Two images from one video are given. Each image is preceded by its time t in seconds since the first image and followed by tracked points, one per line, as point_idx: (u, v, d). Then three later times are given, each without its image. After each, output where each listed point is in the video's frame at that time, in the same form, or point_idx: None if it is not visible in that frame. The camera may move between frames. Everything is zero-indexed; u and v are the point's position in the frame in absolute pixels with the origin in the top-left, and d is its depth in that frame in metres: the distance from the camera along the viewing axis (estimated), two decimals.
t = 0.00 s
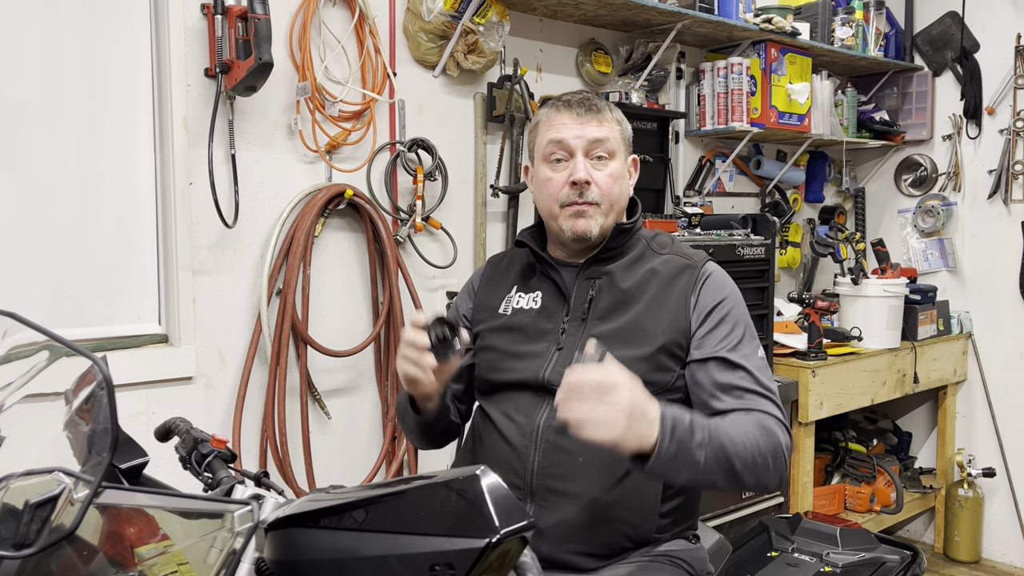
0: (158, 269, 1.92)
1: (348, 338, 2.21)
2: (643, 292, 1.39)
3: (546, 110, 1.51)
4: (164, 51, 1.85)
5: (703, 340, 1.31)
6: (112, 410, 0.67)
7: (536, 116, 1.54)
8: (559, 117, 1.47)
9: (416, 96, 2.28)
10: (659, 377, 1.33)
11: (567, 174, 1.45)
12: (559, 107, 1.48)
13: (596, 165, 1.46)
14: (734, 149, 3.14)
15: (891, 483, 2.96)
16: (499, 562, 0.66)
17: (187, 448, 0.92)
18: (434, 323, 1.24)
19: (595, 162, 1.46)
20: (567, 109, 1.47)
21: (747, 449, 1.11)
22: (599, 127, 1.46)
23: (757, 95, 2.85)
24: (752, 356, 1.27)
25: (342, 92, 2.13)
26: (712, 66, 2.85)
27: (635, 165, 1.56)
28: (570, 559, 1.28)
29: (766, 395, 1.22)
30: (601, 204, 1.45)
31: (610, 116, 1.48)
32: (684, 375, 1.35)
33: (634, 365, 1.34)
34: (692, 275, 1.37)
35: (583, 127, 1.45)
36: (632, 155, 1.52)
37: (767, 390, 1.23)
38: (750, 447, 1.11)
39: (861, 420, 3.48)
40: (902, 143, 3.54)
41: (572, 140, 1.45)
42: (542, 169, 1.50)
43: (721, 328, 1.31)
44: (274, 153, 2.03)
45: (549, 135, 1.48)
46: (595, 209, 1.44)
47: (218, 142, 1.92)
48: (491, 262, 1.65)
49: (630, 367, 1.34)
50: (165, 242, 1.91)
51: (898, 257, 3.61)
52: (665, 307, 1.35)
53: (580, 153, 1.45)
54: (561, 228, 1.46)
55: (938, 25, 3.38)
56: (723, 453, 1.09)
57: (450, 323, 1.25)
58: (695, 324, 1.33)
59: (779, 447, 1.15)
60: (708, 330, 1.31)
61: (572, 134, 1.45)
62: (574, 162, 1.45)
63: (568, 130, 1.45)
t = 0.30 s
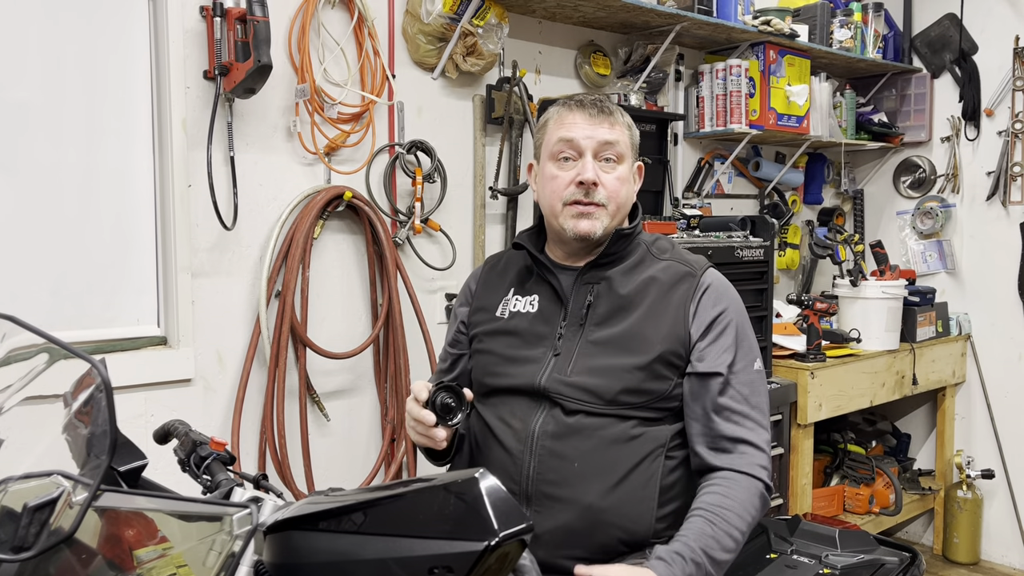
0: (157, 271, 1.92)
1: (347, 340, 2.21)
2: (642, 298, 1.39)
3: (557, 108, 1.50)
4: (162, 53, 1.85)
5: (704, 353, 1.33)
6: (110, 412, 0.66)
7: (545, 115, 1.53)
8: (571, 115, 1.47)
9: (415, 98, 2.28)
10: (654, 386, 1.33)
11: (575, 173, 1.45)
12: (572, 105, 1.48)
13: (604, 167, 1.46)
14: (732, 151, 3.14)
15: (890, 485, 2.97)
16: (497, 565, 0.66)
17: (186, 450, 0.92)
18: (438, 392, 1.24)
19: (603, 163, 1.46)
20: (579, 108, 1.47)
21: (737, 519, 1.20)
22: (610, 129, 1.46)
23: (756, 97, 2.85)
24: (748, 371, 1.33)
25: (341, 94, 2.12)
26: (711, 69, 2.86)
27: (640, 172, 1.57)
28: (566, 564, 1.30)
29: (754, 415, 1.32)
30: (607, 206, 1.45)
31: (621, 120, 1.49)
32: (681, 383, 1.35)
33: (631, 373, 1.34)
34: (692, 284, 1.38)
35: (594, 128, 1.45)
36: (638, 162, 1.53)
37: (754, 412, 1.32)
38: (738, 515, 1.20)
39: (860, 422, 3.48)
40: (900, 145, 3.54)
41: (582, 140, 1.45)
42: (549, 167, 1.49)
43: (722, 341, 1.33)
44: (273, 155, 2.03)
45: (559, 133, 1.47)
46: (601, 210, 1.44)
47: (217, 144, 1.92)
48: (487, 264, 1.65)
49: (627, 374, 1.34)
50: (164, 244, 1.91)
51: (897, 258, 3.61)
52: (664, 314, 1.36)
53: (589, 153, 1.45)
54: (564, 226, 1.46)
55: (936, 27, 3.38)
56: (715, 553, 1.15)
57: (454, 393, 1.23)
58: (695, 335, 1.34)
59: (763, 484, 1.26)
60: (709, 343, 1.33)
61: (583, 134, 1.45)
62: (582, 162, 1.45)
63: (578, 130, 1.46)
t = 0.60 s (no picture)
0: (156, 272, 1.92)
1: (346, 341, 2.20)
2: (643, 301, 1.39)
3: (559, 109, 1.50)
4: (161, 53, 1.85)
5: (706, 354, 1.33)
6: (107, 414, 0.66)
7: (546, 116, 1.53)
8: (573, 117, 1.47)
9: (413, 99, 2.28)
10: (657, 389, 1.33)
11: (577, 175, 1.44)
12: (574, 107, 1.47)
13: (606, 169, 1.45)
14: (731, 152, 3.14)
15: (889, 486, 2.97)
16: (496, 566, 0.66)
17: (184, 452, 0.91)
18: (433, 385, 1.22)
19: (605, 166, 1.45)
20: (582, 110, 1.47)
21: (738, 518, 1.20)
22: (612, 132, 1.46)
23: (755, 98, 2.85)
24: (749, 372, 1.33)
25: (339, 95, 2.12)
26: (710, 70, 2.86)
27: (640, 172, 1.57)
28: (567, 567, 1.29)
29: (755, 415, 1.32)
30: (608, 208, 1.44)
31: (623, 121, 1.49)
32: (682, 386, 1.35)
33: (633, 375, 1.33)
34: (693, 286, 1.38)
35: (597, 130, 1.45)
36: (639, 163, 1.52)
37: (755, 412, 1.32)
38: (738, 513, 1.21)
39: (859, 423, 3.48)
40: (899, 146, 3.54)
41: (585, 142, 1.44)
42: (550, 168, 1.49)
43: (723, 342, 1.33)
44: (272, 156, 2.02)
45: (561, 135, 1.47)
46: (602, 212, 1.44)
47: (215, 145, 1.92)
48: (487, 265, 1.65)
49: (628, 377, 1.34)
50: (162, 246, 1.90)
51: (895, 259, 3.61)
52: (666, 317, 1.36)
53: (591, 155, 1.44)
54: (566, 228, 1.45)
55: (935, 28, 3.38)
56: (715, 553, 1.16)
57: (450, 385, 1.22)
58: (696, 337, 1.34)
59: (763, 484, 1.27)
60: (710, 344, 1.33)
61: (586, 136, 1.44)
62: (584, 164, 1.45)
63: (580, 132, 1.45)
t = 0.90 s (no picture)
0: (154, 272, 1.92)
1: (345, 342, 2.20)
2: (643, 302, 1.39)
3: (557, 112, 1.50)
4: (159, 54, 1.85)
5: (706, 355, 1.33)
6: (103, 415, 0.67)
7: (545, 118, 1.53)
8: (572, 119, 1.47)
9: (412, 99, 2.28)
10: (657, 390, 1.33)
11: (576, 179, 1.44)
12: (572, 110, 1.47)
13: (604, 172, 1.45)
14: (730, 152, 3.14)
15: (888, 486, 2.97)
16: (493, 565, 0.65)
17: (181, 452, 0.91)
18: (430, 383, 1.23)
19: (604, 169, 1.45)
20: (580, 112, 1.47)
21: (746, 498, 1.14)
22: (611, 134, 1.45)
23: (754, 98, 2.85)
24: (752, 372, 1.31)
25: (338, 95, 2.12)
26: (709, 70, 2.86)
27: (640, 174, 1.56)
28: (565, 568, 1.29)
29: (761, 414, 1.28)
30: (608, 211, 1.44)
31: (622, 123, 1.48)
32: (684, 387, 1.35)
33: (633, 377, 1.33)
34: (693, 286, 1.38)
35: (595, 133, 1.45)
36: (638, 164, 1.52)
37: (760, 412, 1.29)
38: (746, 493, 1.14)
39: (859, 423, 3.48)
40: (898, 146, 3.54)
41: (583, 145, 1.44)
42: (549, 171, 1.49)
43: (724, 342, 1.33)
44: (270, 157, 2.02)
45: (559, 138, 1.47)
46: (601, 215, 1.43)
47: (213, 145, 1.92)
48: (486, 266, 1.65)
49: (628, 378, 1.33)
50: (160, 246, 1.90)
51: (894, 259, 3.61)
52: (666, 319, 1.36)
53: (590, 158, 1.44)
54: (565, 232, 1.45)
55: (934, 28, 3.38)
56: (720, 510, 1.09)
57: (446, 383, 1.23)
58: (696, 337, 1.34)
59: (771, 479, 1.21)
60: (711, 344, 1.33)
61: (584, 138, 1.44)
62: (582, 167, 1.44)
63: (578, 134, 1.45)
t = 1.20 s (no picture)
0: (154, 272, 1.92)
1: (345, 342, 2.20)
2: (645, 302, 1.39)
3: (554, 113, 1.50)
4: (159, 54, 1.85)
5: (708, 355, 1.32)
6: (103, 415, 0.66)
7: (542, 119, 1.52)
8: (568, 120, 1.46)
9: (412, 99, 2.28)
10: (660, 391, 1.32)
11: (573, 180, 1.44)
12: (568, 111, 1.47)
13: (602, 173, 1.45)
14: (730, 152, 3.14)
15: (888, 486, 2.97)
16: (493, 566, 0.65)
17: (181, 453, 0.91)
18: (432, 384, 1.23)
19: (601, 169, 1.45)
20: (576, 113, 1.46)
21: (752, 448, 1.17)
22: (607, 134, 1.45)
23: (754, 98, 2.85)
24: (756, 372, 1.30)
25: (338, 95, 2.12)
26: (709, 70, 2.86)
27: (640, 172, 1.56)
28: (566, 568, 1.28)
29: (767, 411, 1.27)
30: (606, 212, 1.43)
31: (619, 122, 1.47)
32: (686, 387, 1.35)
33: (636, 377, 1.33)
34: (696, 286, 1.38)
35: (591, 133, 1.44)
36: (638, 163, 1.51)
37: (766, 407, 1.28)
38: (756, 439, 1.19)
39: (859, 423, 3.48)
40: (898, 146, 3.54)
41: (579, 146, 1.44)
42: (547, 173, 1.49)
43: (726, 342, 1.33)
44: (271, 157, 2.02)
45: (556, 140, 1.46)
46: (600, 217, 1.43)
47: (213, 145, 1.92)
48: (487, 265, 1.65)
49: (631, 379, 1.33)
50: (160, 246, 1.90)
51: (895, 259, 3.60)
52: (668, 319, 1.35)
53: (587, 159, 1.44)
54: (564, 234, 1.45)
55: (934, 28, 3.38)
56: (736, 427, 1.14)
57: (449, 383, 1.22)
58: (698, 337, 1.34)
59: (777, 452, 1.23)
60: (714, 343, 1.33)
61: (580, 140, 1.44)
62: (580, 168, 1.44)
63: (575, 136, 1.44)
